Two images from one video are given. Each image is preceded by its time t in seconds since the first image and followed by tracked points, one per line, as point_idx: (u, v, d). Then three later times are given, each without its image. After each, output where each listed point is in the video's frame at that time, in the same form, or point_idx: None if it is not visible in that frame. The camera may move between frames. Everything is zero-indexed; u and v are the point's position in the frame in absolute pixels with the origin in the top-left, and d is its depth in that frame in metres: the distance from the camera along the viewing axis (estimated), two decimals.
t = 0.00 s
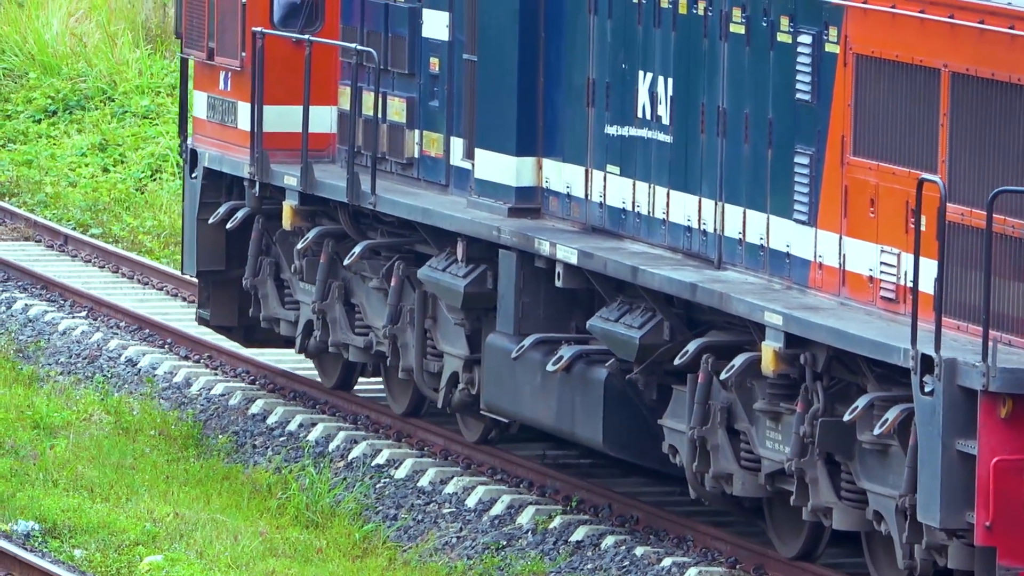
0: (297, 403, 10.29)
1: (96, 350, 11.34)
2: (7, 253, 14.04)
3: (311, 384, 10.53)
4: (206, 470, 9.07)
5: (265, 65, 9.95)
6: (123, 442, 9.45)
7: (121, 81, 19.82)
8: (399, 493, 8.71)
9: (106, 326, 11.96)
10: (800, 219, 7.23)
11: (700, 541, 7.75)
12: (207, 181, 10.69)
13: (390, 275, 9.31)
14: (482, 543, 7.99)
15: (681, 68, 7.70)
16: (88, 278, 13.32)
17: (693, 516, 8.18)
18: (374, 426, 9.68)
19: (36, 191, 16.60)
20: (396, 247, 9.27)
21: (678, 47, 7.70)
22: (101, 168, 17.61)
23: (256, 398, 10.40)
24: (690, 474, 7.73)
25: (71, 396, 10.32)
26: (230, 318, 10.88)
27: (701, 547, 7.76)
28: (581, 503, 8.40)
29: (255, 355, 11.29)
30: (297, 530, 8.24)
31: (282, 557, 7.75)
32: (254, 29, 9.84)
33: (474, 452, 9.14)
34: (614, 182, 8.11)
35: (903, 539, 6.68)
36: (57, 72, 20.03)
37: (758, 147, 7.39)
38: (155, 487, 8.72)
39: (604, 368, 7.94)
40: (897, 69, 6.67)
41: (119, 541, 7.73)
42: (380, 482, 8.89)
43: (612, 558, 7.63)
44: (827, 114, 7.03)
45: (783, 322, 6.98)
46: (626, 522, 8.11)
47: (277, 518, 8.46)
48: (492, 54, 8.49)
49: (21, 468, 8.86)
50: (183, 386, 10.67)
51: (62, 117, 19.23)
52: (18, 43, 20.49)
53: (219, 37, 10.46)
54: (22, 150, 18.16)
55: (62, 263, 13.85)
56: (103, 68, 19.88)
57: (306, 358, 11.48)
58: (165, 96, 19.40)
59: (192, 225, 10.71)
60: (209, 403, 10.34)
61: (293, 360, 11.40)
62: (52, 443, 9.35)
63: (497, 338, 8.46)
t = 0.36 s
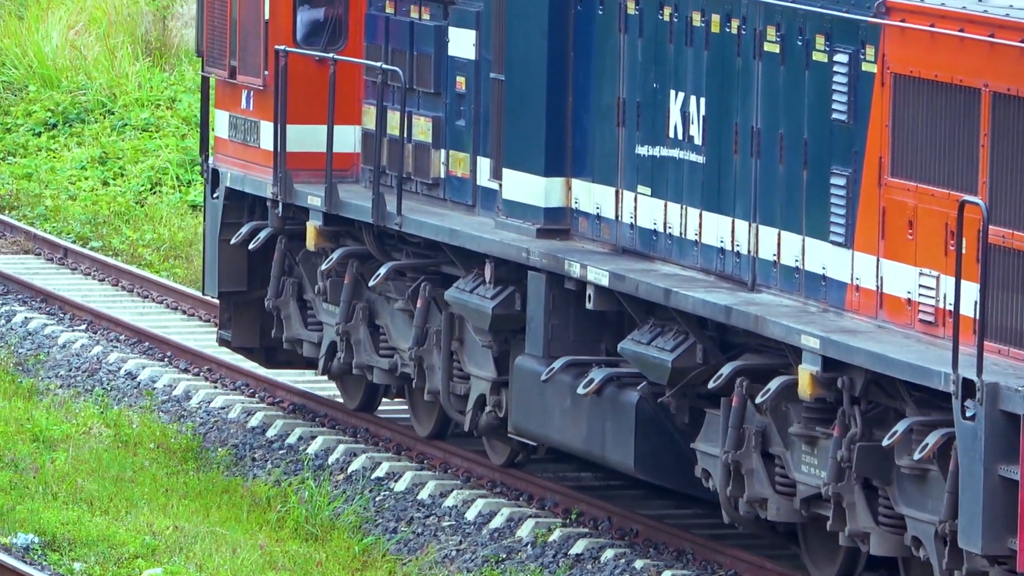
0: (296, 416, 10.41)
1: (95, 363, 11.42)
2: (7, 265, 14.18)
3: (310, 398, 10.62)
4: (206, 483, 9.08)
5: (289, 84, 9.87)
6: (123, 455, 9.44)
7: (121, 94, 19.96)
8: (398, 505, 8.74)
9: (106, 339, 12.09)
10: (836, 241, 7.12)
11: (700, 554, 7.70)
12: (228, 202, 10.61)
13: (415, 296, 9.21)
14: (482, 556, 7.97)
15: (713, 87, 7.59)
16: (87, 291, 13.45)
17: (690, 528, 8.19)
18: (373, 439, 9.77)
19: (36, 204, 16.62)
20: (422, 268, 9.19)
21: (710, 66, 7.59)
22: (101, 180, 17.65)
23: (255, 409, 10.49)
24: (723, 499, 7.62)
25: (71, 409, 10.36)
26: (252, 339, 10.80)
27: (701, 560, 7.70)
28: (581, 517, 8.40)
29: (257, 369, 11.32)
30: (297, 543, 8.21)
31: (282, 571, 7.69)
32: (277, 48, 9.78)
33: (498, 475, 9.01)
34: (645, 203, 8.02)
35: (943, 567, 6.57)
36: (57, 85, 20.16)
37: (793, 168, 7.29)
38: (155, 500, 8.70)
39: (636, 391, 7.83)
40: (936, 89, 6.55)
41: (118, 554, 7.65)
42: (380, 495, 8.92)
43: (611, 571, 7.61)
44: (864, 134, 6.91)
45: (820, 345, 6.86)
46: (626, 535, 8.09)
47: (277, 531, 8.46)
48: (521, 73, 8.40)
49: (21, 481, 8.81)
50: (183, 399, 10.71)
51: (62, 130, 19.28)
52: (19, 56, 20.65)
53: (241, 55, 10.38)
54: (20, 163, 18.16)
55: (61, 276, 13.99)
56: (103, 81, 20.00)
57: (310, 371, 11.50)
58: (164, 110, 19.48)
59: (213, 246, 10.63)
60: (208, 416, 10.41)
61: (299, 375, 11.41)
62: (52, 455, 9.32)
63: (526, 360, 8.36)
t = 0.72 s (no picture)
0: (295, 433, 10.60)
1: (94, 380, 11.68)
2: (7, 283, 14.61)
3: (310, 415, 10.78)
4: (204, 501, 9.16)
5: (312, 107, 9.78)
6: (122, 473, 9.49)
7: (120, 111, 20.64)
8: (397, 523, 8.87)
9: (105, 356, 12.39)
10: (872, 267, 7.00)
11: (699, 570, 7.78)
12: (250, 226, 10.53)
13: (440, 322, 9.17)
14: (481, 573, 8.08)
15: (746, 111, 7.50)
16: (86, 307, 13.86)
17: (688, 544, 8.27)
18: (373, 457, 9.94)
19: (34, 222, 17.17)
20: (447, 293, 9.12)
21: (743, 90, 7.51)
22: (99, 199, 18.25)
23: (255, 427, 10.69)
24: (756, 528, 7.52)
25: (70, 426, 10.45)
26: (273, 364, 10.73)
27: None
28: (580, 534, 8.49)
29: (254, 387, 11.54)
30: (295, 560, 8.27)
31: None
32: (301, 70, 9.72)
33: (527, 504, 8.93)
34: (676, 228, 7.93)
35: None
36: (55, 103, 20.96)
37: (828, 193, 7.19)
38: (154, 518, 8.72)
39: (667, 419, 7.74)
40: (976, 113, 6.41)
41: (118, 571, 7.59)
42: (379, 512, 9.09)
43: None
44: (901, 159, 6.80)
45: (857, 372, 6.72)
46: (625, 552, 8.17)
47: (276, 548, 8.52)
48: (550, 96, 8.32)
49: (20, 498, 8.77)
50: (182, 417, 10.92)
51: (61, 147, 20.06)
52: (18, 74, 21.49)
53: (264, 78, 10.24)
54: (21, 180, 18.86)
55: (60, 293, 14.40)
56: (102, 99, 20.71)
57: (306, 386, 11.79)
58: (162, 126, 20.03)
59: (235, 271, 10.56)
60: (208, 433, 10.59)
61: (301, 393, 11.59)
62: (51, 473, 9.32)
63: (554, 387, 8.28)
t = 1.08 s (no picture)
0: (290, 450, 10.70)
1: (90, 398, 11.80)
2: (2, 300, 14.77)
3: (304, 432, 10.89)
4: (200, 517, 9.16)
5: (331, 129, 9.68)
6: (116, 490, 9.50)
7: (115, 128, 20.66)
8: (393, 540, 8.99)
9: (100, 373, 12.56)
10: (905, 292, 6.87)
11: None
12: (267, 250, 10.45)
13: (462, 348, 9.06)
14: None
15: (776, 134, 7.40)
16: (82, 325, 14.06)
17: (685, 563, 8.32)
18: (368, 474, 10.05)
19: (29, 239, 17.18)
20: (469, 318, 9.04)
21: (772, 112, 7.41)
22: (95, 216, 18.24)
23: (250, 444, 10.78)
24: (786, 556, 7.40)
25: (65, 442, 10.49)
26: (291, 391, 10.62)
27: None
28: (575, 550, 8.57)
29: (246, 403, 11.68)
30: None
31: None
32: (319, 92, 9.61)
33: (549, 530, 8.81)
34: (703, 253, 7.84)
35: None
36: (50, 120, 20.92)
37: (860, 218, 7.06)
38: (149, 535, 8.72)
39: (694, 446, 7.63)
40: (1012, 137, 6.27)
41: None
42: (374, 529, 9.20)
43: None
44: (935, 183, 6.67)
45: (891, 399, 6.59)
46: (620, 568, 8.21)
47: (271, 566, 8.60)
48: (577, 119, 8.24)
49: (15, 515, 8.76)
50: (177, 433, 11.04)
51: (57, 164, 20.00)
52: (11, 91, 21.49)
53: (283, 101, 10.13)
54: (15, 198, 18.80)
55: (55, 310, 14.56)
56: (97, 116, 20.74)
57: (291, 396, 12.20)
58: (158, 144, 20.03)
59: (253, 295, 10.47)
60: (203, 450, 10.69)
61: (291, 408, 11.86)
62: (46, 489, 9.34)
63: (579, 414, 8.18)
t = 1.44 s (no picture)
0: (284, 464, 10.79)
1: (83, 412, 11.91)
2: None
3: (298, 445, 10.98)
4: (193, 532, 9.15)
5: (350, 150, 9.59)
6: (110, 505, 9.59)
7: (109, 143, 20.66)
8: (386, 555, 9.03)
9: (93, 389, 12.62)
10: (937, 316, 6.75)
11: None
12: (284, 272, 10.37)
13: (484, 370, 9.01)
14: None
15: (805, 155, 7.32)
16: (76, 340, 14.13)
17: None
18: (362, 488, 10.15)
19: (24, 253, 17.30)
20: (490, 340, 8.97)
21: (800, 134, 7.33)
22: (90, 231, 18.30)
23: (244, 459, 10.86)
24: None
25: (59, 457, 10.62)
26: (307, 415, 10.52)
27: None
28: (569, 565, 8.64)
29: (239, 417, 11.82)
30: None
31: None
32: (338, 113, 9.52)
33: (570, 555, 8.67)
34: (730, 275, 7.75)
35: None
36: (44, 134, 20.91)
37: (891, 240, 6.96)
38: (143, 549, 8.81)
39: (722, 471, 7.53)
40: None
41: None
42: (368, 543, 9.25)
43: None
44: (968, 206, 6.55)
45: (924, 425, 6.45)
46: None
47: None
48: (602, 140, 8.15)
49: (8, 531, 9.08)
50: (171, 448, 11.14)
51: (50, 179, 19.98)
52: (7, 105, 21.37)
53: (300, 121, 10.04)
54: (10, 213, 18.80)
55: (48, 325, 14.64)
56: (91, 131, 20.75)
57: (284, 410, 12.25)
58: (151, 159, 19.97)
59: (269, 317, 10.40)
60: (197, 465, 10.74)
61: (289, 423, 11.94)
62: (40, 504, 9.52)
63: (604, 438, 8.09)
